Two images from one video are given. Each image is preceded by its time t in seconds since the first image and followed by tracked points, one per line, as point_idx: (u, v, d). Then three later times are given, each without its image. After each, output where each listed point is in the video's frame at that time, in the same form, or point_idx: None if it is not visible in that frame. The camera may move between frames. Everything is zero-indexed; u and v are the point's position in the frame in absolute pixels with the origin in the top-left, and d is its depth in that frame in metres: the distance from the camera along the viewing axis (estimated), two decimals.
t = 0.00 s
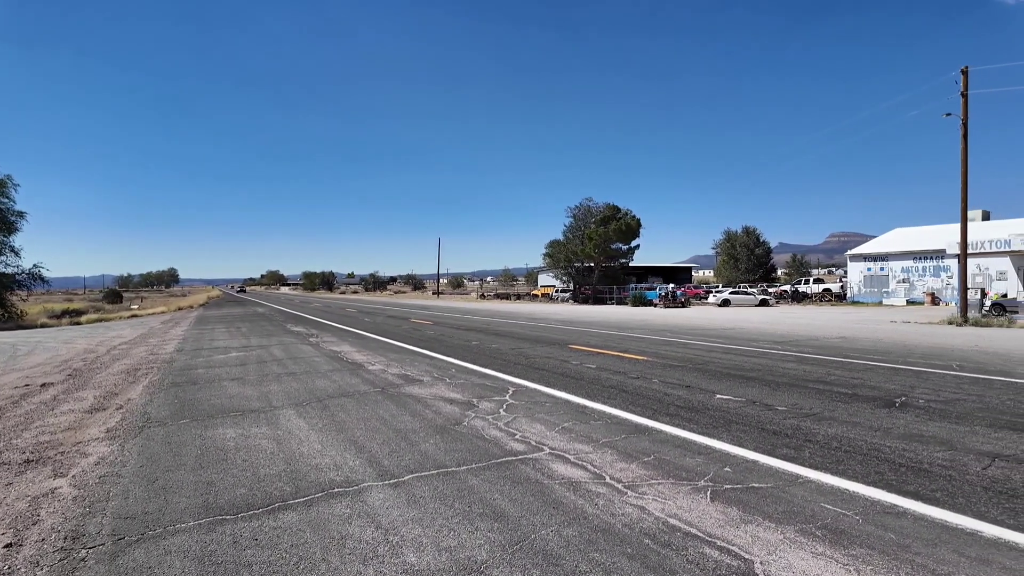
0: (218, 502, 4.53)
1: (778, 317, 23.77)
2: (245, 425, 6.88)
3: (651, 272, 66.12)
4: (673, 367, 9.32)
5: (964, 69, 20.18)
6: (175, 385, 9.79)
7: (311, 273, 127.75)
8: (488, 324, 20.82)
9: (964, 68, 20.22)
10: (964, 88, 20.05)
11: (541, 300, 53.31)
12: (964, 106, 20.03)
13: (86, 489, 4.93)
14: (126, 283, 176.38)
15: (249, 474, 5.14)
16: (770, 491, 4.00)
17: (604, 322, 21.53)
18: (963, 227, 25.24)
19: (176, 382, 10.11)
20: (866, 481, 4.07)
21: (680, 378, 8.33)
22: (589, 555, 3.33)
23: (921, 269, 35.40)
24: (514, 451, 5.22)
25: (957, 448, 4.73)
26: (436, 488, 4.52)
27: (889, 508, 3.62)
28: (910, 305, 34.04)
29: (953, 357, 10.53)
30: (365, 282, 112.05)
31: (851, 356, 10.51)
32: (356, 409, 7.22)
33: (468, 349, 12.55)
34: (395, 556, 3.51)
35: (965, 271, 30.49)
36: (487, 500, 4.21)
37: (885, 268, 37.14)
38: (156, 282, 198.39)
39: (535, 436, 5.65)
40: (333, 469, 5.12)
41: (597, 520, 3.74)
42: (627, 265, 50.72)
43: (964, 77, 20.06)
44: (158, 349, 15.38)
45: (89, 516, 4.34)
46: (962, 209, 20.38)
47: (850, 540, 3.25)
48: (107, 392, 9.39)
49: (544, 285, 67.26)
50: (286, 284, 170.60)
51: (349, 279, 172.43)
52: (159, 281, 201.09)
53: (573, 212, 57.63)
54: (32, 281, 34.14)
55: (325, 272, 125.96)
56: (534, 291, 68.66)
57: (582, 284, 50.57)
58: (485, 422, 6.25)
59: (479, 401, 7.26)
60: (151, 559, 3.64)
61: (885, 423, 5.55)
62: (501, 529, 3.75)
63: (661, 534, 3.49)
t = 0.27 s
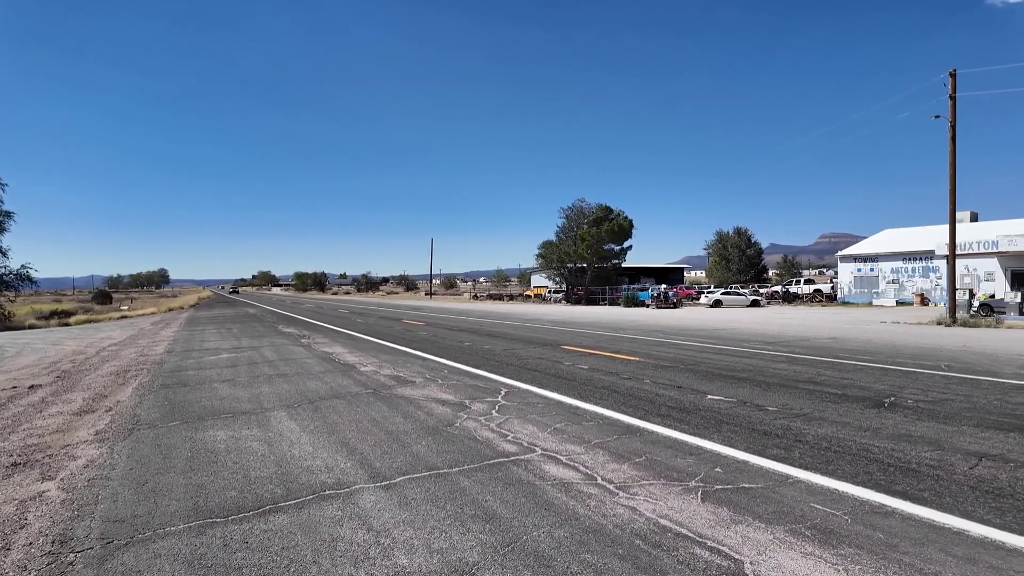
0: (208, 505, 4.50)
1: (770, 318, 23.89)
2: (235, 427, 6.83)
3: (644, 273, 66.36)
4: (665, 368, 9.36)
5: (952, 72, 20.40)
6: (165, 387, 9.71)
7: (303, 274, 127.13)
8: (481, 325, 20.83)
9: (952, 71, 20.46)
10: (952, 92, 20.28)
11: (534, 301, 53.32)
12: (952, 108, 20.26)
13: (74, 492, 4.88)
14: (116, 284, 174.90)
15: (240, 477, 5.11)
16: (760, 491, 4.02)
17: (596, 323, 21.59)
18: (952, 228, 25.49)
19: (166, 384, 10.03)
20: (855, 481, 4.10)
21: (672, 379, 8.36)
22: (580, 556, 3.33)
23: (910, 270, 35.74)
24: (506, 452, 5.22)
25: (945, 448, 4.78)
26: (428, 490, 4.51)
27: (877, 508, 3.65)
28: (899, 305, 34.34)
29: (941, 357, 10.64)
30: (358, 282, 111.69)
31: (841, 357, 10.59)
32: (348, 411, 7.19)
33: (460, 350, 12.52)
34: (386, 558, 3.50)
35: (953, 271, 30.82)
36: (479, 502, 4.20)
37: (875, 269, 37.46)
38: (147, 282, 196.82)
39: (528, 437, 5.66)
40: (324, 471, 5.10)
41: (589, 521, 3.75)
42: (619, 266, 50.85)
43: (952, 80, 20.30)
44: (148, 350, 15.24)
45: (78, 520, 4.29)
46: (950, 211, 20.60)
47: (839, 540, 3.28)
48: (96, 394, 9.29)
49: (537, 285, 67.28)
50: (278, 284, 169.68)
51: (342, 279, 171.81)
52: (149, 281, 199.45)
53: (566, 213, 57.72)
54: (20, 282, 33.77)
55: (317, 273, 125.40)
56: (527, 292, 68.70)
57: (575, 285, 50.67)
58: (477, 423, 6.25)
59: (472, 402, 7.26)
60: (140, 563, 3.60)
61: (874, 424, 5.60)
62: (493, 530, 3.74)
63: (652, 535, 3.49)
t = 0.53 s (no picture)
0: (196, 507, 4.47)
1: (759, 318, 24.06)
2: (224, 428, 6.78)
3: (635, 273, 66.63)
4: (655, 368, 9.40)
5: (938, 75, 20.66)
6: (153, 388, 9.62)
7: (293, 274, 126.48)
8: (472, 325, 20.81)
9: (938, 74, 20.70)
10: (938, 94, 20.53)
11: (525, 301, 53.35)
12: (938, 111, 20.49)
13: (61, 495, 4.82)
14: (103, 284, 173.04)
15: (228, 478, 5.07)
16: (748, 490, 4.05)
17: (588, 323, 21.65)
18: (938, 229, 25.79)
19: (154, 385, 9.93)
20: (842, 479, 4.14)
21: (662, 379, 8.39)
22: (569, 555, 3.34)
23: (898, 271, 36.12)
24: (497, 453, 5.22)
25: (930, 446, 4.84)
26: (418, 490, 4.50)
27: (864, 506, 3.69)
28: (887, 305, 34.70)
29: (927, 357, 10.76)
30: (348, 283, 111.15)
31: (830, 357, 10.68)
32: (338, 411, 7.17)
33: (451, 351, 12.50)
34: (376, 559, 3.49)
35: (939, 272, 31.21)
36: (469, 502, 4.20)
37: (863, 270, 37.83)
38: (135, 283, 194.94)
39: (518, 437, 5.66)
40: (314, 472, 5.08)
41: (578, 521, 3.76)
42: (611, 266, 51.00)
43: (938, 83, 20.53)
44: (136, 351, 15.09)
45: (63, 523, 4.24)
46: (936, 212, 20.85)
47: (826, 538, 3.31)
48: (83, 395, 9.19)
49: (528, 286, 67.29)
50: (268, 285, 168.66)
51: (332, 279, 170.93)
52: (138, 281, 197.56)
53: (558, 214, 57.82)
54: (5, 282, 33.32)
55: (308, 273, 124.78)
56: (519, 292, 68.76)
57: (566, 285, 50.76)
58: (467, 423, 6.24)
59: (463, 402, 7.24)
60: (127, 565, 3.57)
61: (861, 422, 5.66)
62: (483, 530, 3.74)
63: (641, 533, 3.51)
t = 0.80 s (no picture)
0: (182, 509, 4.43)
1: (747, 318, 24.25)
2: (211, 429, 6.73)
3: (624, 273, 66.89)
4: (643, 368, 9.45)
5: (922, 78, 20.93)
6: (139, 389, 9.52)
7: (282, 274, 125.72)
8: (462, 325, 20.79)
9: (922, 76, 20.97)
10: (922, 96, 20.80)
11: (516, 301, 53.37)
12: (922, 113, 20.77)
13: (44, 497, 4.76)
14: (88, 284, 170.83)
15: (215, 479, 5.04)
16: (733, 488, 4.08)
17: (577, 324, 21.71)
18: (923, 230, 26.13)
19: (140, 386, 9.82)
20: (825, 477, 4.19)
21: (650, 379, 8.44)
22: (556, 554, 3.35)
23: (883, 271, 36.56)
24: (485, 452, 5.23)
25: (912, 444, 4.92)
26: (405, 490, 4.50)
27: (846, 503, 3.74)
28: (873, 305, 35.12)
29: (911, 356, 10.91)
30: (337, 283, 110.53)
31: (816, 356, 10.79)
32: (326, 412, 7.14)
33: (441, 351, 12.48)
34: (363, 559, 3.48)
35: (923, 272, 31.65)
36: (457, 502, 4.20)
37: (849, 270, 38.25)
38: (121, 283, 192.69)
39: (506, 437, 5.67)
40: (301, 473, 5.05)
41: (565, 519, 3.77)
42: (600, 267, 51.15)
43: (922, 85, 20.81)
44: (121, 352, 14.92)
45: (46, 525, 4.18)
46: (921, 214, 21.13)
47: (808, 535, 3.35)
48: (68, 397, 9.07)
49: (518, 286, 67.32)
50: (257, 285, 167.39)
51: (322, 279, 169.85)
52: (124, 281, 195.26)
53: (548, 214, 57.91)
54: None
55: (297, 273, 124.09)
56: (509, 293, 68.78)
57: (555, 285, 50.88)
58: (456, 424, 6.24)
59: (451, 403, 7.24)
60: (111, 568, 3.53)
61: (845, 421, 5.73)
62: (470, 530, 3.75)
63: (627, 532, 3.53)
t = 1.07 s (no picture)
0: (169, 510, 4.39)
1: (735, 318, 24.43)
2: (198, 431, 6.67)
3: (614, 274, 67.17)
4: (632, 368, 9.51)
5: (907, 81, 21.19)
6: (125, 391, 9.41)
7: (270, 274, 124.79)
8: (451, 325, 20.79)
9: (906, 79, 21.25)
10: (907, 99, 21.09)
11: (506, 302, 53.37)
12: (906, 115, 21.05)
13: (27, 500, 4.70)
14: (72, 284, 168.56)
15: (202, 481, 5.00)
16: (718, 487, 4.13)
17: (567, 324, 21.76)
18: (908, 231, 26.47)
19: (125, 388, 9.71)
20: (809, 476, 4.25)
21: (638, 378, 8.49)
22: (543, 553, 3.37)
23: (868, 272, 37.02)
24: (473, 453, 5.24)
25: (894, 443, 4.99)
26: (394, 491, 4.49)
27: (829, 501, 3.79)
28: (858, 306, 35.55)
29: (895, 355, 11.08)
30: (326, 283, 109.92)
31: (802, 356, 10.91)
32: (315, 413, 7.11)
33: (430, 351, 12.47)
34: (350, 560, 3.48)
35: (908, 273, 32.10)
36: (445, 502, 4.21)
37: (835, 271, 38.68)
38: (106, 283, 190.45)
39: (495, 437, 5.69)
40: (289, 474, 5.03)
41: (552, 519, 3.79)
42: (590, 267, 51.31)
43: (906, 88, 21.10)
44: (106, 354, 14.72)
45: (30, 528, 4.13)
46: (905, 215, 21.42)
47: (792, 533, 3.39)
48: (51, 399, 8.94)
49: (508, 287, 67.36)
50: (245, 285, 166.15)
51: (310, 280, 169.03)
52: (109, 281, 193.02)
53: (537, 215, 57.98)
54: None
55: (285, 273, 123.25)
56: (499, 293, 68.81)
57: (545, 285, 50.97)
58: (445, 424, 6.25)
59: (440, 403, 7.24)
60: (96, 570, 3.50)
61: (829, 420, 5.81)
62: (457, 530, 3.75)
63: (614, 531, 3.56)
